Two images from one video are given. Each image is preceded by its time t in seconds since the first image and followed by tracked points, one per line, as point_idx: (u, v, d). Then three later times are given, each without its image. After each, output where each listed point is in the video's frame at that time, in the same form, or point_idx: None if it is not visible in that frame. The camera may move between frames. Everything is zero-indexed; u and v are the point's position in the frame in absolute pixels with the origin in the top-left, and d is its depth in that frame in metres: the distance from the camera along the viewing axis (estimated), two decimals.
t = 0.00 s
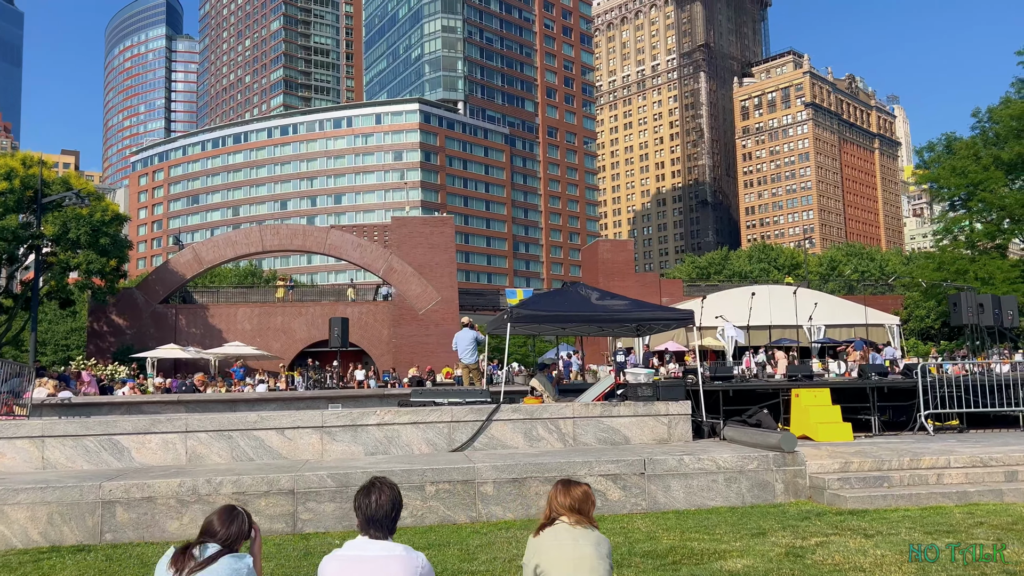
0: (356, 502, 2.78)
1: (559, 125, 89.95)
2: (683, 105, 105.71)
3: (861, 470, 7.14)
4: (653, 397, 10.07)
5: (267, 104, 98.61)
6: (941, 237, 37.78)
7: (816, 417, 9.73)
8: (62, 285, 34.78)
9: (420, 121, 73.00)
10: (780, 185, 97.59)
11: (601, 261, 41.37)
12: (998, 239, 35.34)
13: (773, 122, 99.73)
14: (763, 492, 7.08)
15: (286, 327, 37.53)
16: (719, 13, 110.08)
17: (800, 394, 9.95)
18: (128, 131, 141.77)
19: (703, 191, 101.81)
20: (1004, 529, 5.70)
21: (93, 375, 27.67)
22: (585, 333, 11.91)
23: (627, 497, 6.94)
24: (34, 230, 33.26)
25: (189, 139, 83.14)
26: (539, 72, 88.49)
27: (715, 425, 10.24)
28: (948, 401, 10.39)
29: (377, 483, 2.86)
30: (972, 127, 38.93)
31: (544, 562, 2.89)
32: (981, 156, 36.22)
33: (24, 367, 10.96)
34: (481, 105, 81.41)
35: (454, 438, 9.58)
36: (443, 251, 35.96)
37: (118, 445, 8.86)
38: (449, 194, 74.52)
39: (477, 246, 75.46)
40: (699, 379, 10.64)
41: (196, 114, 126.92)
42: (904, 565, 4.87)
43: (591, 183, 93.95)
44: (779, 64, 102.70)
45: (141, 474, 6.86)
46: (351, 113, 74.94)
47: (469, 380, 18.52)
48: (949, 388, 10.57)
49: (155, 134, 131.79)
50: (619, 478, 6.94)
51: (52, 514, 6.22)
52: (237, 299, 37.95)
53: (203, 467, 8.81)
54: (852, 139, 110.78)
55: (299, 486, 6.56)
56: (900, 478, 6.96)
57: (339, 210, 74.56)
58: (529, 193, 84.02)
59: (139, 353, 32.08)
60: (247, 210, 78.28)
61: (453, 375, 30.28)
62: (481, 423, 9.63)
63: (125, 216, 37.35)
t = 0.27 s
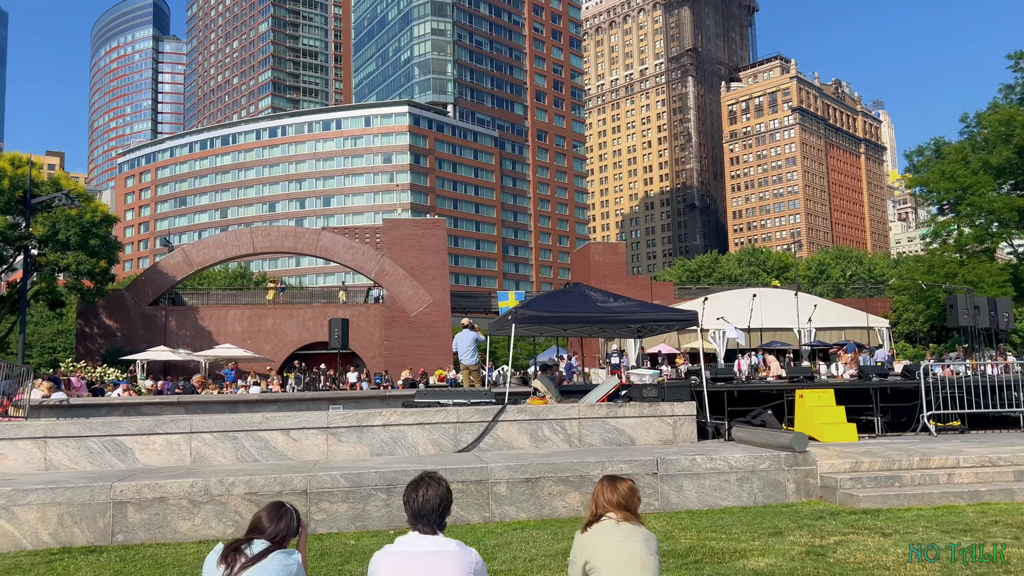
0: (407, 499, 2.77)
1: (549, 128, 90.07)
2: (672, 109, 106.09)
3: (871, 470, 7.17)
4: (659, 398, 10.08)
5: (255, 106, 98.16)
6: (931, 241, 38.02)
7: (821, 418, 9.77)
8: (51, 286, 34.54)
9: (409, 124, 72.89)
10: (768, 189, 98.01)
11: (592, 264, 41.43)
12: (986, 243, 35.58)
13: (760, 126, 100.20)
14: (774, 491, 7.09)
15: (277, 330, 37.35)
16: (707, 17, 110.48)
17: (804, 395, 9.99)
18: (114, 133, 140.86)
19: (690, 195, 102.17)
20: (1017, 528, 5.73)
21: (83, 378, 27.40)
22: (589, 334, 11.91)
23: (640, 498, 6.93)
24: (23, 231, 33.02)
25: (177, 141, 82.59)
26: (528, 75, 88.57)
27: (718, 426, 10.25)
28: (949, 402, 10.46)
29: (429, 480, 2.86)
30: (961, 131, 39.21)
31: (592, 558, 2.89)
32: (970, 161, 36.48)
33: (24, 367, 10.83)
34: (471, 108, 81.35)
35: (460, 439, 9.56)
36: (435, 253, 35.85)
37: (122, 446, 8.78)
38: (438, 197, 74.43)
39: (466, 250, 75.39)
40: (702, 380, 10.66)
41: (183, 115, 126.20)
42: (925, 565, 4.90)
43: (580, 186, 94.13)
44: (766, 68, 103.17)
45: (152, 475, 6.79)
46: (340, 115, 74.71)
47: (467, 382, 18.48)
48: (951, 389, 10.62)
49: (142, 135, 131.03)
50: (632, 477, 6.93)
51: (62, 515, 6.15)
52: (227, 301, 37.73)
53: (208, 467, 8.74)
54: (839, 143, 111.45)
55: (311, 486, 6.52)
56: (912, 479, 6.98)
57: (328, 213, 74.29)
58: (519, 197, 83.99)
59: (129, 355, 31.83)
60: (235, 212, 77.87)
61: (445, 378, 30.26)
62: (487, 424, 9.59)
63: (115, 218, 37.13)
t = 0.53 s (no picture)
0: (461, 508, 2.73)
1: (540, 131, 90.25)
2: (662, 113, 106.54)
3: (886, 474, 7.18)
4: (666, 402, 10.08)
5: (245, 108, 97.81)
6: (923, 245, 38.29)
7: (828, 422, 9.81)
8: (42, 288, 34.26)
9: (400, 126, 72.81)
10: (757, 193, 98.51)
11: (586, 267, 41.53)
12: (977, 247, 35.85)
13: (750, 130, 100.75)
14: (789, 496, 7.09)
15: (269, 333, 36.89)
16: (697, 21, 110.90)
17: (811, 399, 10.02)
18: (102, 135, 140.01)
19: (680, 198, 102.56)
20: None
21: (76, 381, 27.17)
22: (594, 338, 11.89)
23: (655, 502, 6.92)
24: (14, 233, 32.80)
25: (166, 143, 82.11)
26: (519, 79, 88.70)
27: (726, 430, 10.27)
28: (954, 406, 10.52)
29: (482, 485, 2.82)
30: (952, 137, 39.54)
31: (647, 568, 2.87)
32: (961, 166, 36.79)
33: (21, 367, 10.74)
34: (462, 110, 81.32)
35: (469, 443, 9.52)
36: (429, 256, 35.68)
37: (129, 451, 8.72)
38: (429, 199, 74.38)
39: (457, 252, 75.33)
40: (708, 384, 10.67)
41: (172, 117, 125.64)
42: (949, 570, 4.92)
43: (571, 189, 94.34)
44: (756, 73, 103.74)
45: (164, 480, 6.73)
46: (331, 117, 74.53)
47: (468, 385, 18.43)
48: (955, 393, 10.67)
49: (130, 137, 130.37)
50: (647, 482, 6.92)
51: (77, 521, 6.09)
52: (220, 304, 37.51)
53: (215, 471, 8.68)
54: (827, 148, 112.24)
55: (326, 491, 6.48)
56: (926, 482, 7.01)
57: (318, 215, 74.02)
58: (510, 200, 84.00)
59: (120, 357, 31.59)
60: (225, 214, 77.48)
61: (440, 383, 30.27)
62: (495, 428, 9.57)
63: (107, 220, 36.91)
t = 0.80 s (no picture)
0: (516, 508, 2.74)
1: (532, 134, 90.34)
2: (653, 116, 106.86)
3: (898, 476, 7.24)
4: (674, 404, 10.10)
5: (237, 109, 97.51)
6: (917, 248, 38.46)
7: (835, 425, 9.86)
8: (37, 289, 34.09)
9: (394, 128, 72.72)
10: (748, 196, 98.84)
11: (581, 270, 41.57)
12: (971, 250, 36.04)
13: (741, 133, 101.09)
14: (802, 497, 7.13)
15: (264, 336, 36.46)
16: (689, 25, 111.18)
17: (818, 401, 10.06)
18: (91, 136, 139.18)
19: (672, 201, 102.78)
20: None
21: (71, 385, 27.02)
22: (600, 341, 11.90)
23: (671, 504, 6.94)
24: (8, 234, 32.61)
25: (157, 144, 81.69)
26: (512, 81, 88.79)
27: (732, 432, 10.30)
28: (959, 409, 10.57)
29: (538, 487, 2.82)
30: (945, 141, 39.77)
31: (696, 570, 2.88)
32: (954, 169, 37.01)
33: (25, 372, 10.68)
34: (455, 113, 81.28)
35: (478, 445, 9.52)
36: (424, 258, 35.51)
37: (138, 454, 8.68)
38: (422, 202, 74.33)
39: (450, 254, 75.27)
40: (714, 387, 10.71)
41: (163, 118, 125.14)
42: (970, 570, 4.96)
43: (563, 192, 94.45)
44: (746, 76, 103.69)
45: (179, 482, 6.71)
46: (324, 119, 74.36)
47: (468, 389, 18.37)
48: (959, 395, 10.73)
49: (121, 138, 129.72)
50: (662, 484, 6.95)
51: (94, 523, 6.07)
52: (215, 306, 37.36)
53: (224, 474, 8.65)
54: (818, 151, 112.74)
55: (343, 494, 6.47)
56: (939, 484, 7.06)
57: (311, 217, 73.79)
58: (503, 202, 83.99)
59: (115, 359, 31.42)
60: (217, 216, 77.13)
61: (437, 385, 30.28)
62: (504, 430, 9.58)
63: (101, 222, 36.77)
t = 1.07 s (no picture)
0: (578, 508, 2.78)
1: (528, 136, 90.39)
2: (647, 119, 107.05)
3: (914, 476, 7.29)
4: (686, 405, 10.16)
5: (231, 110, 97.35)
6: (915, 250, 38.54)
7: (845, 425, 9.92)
8: (34, 291, 34.04)
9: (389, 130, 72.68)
10: (742, 199, 98.99)
11: (579, 272, 41.60)
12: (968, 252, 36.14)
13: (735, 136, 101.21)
14: (819, 498, 7.16)
15: (262, 337, 36.67)
16: (683, 27, 111.40)
17: (828, 402, 10.14)
18: (84, 137, 138.69)
19: (666, 203, 102.89)
20: None
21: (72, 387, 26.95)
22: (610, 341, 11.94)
23: (690, 505, 6.97)
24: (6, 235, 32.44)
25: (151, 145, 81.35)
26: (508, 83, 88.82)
27: (743, 434, 10.35)
28: (968, 410, 10.64)
29: (599, 489, 2.87)
30: (942, 144, 39.91)
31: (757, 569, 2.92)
32: (951, 172, 37.16)
33: (34, 373, 10.72)
34: (451, 115, 81.26)
35: (490, 447, 9.55)
36: (422, 260, 35.47)
37: (153, 455, 8.68)
38: (418, 203, 74.35)
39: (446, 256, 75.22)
40: (725, 389, 10.76)
41: (157, 119, 124.74)
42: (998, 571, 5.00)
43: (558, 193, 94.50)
44: (740, 79, 103.47)
45: (201, 483, 6.71)
46: (320, 121, 74.24)
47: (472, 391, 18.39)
48: (966, 398, 10.81)
49: (115, 139, 129.31)
50: (682, 485, 6.97)
51: (118, 525, 6.07)
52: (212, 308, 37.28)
53: (238, 476, 8.64)
54: (812, 154, 113.06)
55: (364, 496, 6.48)
56: (954, 485, 7.12)
57: (306, 219, 73.62)
58: (498, 204, 83.93)
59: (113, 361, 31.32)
60: (211, 217, 76.86)
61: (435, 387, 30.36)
62: (516, 432, 9.60)
63: (98, 223, 36.72)
